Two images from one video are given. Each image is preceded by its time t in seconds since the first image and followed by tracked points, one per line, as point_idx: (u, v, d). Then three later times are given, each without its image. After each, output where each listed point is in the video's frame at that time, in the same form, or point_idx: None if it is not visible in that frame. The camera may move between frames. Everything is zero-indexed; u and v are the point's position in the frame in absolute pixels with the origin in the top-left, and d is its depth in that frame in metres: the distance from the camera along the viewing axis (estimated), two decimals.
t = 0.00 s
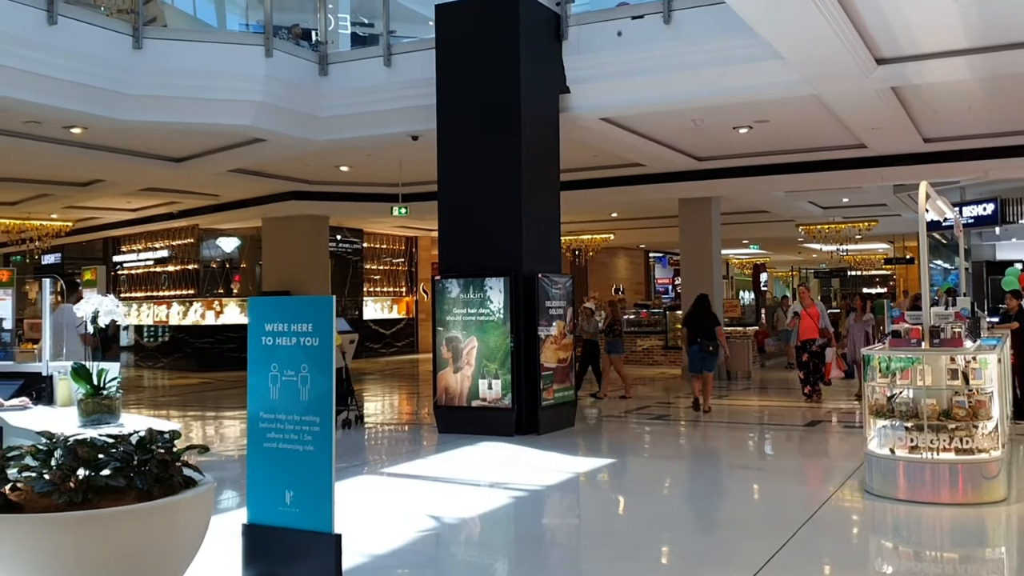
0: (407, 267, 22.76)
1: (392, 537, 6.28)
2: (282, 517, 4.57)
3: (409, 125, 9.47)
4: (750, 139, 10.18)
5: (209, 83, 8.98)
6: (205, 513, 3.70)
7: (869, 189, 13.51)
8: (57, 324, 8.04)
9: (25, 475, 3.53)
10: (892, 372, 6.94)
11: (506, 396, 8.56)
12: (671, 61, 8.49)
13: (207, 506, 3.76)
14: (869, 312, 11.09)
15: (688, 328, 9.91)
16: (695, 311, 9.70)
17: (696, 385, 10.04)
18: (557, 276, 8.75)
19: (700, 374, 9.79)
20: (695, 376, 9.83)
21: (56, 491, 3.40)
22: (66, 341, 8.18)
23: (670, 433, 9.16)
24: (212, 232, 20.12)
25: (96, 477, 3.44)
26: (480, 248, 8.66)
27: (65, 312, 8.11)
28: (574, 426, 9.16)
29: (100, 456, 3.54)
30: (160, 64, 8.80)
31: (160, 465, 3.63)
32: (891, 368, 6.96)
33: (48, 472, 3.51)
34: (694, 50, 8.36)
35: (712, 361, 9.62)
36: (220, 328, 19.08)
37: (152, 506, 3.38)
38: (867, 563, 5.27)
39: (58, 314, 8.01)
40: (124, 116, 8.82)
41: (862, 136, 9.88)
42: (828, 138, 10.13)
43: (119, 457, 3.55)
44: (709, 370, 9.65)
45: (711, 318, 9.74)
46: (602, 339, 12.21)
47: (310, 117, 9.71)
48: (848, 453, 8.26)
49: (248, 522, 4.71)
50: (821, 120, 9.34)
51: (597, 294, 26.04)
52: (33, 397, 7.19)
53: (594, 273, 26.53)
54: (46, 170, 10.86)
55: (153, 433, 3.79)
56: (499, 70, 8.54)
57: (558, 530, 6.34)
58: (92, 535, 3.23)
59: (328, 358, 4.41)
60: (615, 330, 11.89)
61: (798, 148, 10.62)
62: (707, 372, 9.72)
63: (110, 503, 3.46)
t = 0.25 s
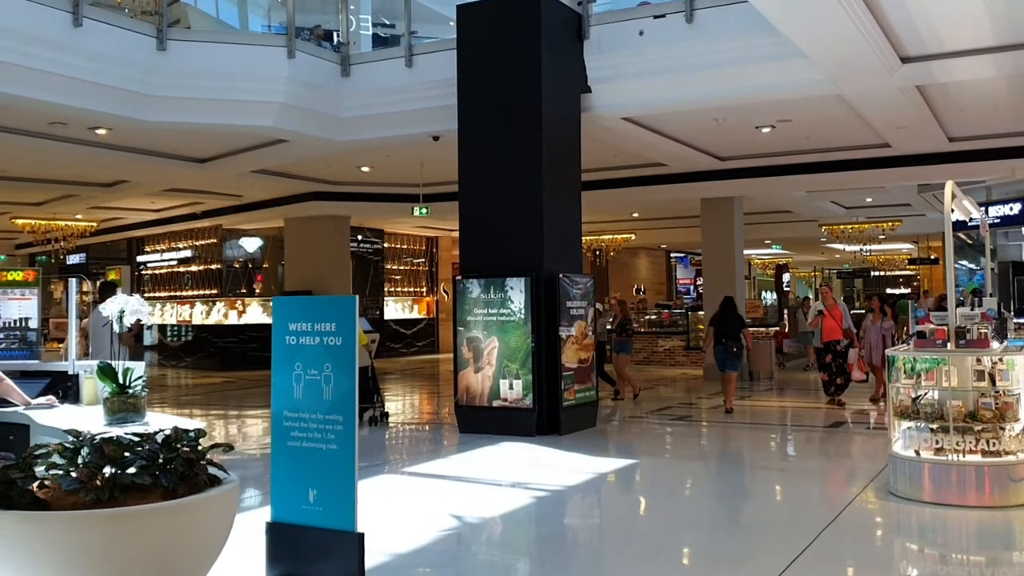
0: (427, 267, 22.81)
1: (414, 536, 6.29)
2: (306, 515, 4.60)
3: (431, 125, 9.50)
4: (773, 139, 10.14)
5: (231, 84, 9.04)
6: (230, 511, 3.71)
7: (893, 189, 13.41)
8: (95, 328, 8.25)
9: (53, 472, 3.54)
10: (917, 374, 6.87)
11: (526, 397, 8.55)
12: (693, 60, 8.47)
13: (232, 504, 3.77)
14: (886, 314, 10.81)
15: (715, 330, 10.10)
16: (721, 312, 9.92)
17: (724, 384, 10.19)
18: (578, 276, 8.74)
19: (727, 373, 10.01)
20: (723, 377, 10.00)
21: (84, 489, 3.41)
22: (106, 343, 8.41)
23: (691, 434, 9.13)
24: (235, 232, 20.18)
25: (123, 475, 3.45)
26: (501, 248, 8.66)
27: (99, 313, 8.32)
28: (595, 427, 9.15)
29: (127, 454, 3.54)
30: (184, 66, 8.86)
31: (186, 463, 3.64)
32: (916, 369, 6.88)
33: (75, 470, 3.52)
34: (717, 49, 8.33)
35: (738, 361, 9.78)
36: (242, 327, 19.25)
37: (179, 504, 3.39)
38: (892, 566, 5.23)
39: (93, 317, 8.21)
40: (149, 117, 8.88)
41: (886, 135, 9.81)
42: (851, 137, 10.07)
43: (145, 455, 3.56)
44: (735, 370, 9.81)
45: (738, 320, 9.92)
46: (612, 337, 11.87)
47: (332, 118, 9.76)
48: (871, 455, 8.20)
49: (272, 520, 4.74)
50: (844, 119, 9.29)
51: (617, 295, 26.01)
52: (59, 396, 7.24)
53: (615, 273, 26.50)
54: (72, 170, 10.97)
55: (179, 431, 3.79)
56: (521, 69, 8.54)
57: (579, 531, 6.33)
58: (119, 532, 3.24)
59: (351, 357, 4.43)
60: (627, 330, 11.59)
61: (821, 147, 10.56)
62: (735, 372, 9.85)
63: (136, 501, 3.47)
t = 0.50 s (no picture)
0: (449, 268, 22.84)
1: (438, 535, 6.30)
2: (330, 514, 4.61)
3: (454, 126, 9.52)
4: (797, 139, 10.08)
5: (254, 85, 9.08)
6: (255, 510, 3.74)
7: (919, 189, 13.30)
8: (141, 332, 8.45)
9: (82, 469, 3.58)
10: (944, 375, 6.80)
11: (549, 397, 8.54)
12: (716, 60, 8.44)
13: (256, 502, 3.81)
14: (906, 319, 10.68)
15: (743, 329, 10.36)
16: (749, 312, 10.17)
17: (751, 381, 10.47)
18: (601, 277, 8.72)
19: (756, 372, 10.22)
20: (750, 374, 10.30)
21: (111, 487, 3.45)
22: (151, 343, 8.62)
23: (714, 435, 9.10)
24: (259, 232, 20.34)
25: (149, 474, 3.49)
26: (523, 248, 8.66)
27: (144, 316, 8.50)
28: (617, 428, 9.13)
29: (154, 453, 3.59)
30: (207, 67, 8.93)
31: (212, 461, 3.67)
32: (942, 371, 6.81)
33: (102, 468, 3.57)
34: (740, 49, 8.30)
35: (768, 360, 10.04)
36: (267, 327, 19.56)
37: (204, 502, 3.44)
38: (918, 569, 5.19)
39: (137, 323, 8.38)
40: (174, 118, 8.95)
41: (911, 135, 9.74)
42: (876, 137, 10.00)
43: (171, 454, 3.59)
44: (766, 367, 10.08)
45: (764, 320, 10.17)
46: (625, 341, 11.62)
47: (355, 119, 9.80)
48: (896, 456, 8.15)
49: (296, 519, 4.75)
50: (869, 119, 9.23)
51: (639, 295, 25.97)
52: (86, 395, 7.29)
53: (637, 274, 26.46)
54: (98, 171, 11.08)
55: (205, 430, 3.83)
56: (543, 70, 8.54)
57: (601, 531, 6.32)
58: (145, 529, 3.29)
59: (375, 357, 4.44)
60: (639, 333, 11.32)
61: (846, 147, 10.49)
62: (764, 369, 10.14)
63: (163, 499, 3.51)
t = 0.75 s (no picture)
0: (469, 269, 22.87)
1: (458, 535, 6.31)
2: (351, 514, 4.62)
3: (475, 126, 9.53)
4: (819, 139, 10.03)
5: (275, 87, 9.11)
6: (278, 507, 3.81)
7: (943, 189, 13.18)
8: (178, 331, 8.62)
9: (107, 467, 3.64)
10: (970, 378, 6.71)
11: (569, 398, 8.53)
12: (738, 60, 8.41)
13: (280, 500, 3.89)
14: (922, 323, 10.54)
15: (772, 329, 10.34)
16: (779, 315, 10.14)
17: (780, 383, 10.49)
18: (622, 278, 8.70)
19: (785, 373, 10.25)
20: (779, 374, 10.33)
21: (136, 485, 3.51)
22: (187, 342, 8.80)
23: (734, 437, 9.05)
24: (281, 233, 20.43)
25: (174, 471, 3.55)
26: (543, 249, 8.66)
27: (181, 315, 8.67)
28: (637, 429, 9.11)
29: (178, 451, 3.66)
30: (231, 69, 8.98)
31: (235, 460, 3.75)
32: (968, 373, 6.72)
33: (127, 466, 3.62)
34: (763, 49, 8.27)
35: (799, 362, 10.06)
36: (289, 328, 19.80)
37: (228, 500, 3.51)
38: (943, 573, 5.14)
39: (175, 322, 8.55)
40: (197, 119, 9.01)
41: (936, 135, 9.66)
42: (900, 137, 9.93)
43: (196, 452, 3.66)
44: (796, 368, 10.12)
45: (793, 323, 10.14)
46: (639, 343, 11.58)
47: (376, 120, 9.83)
48: (920, 460, 8.07)
49: (319, 518, 4.77)
50: (892, 119, 9.16)
51: (660, 296, 25.90)
52: (111, 393, 7.36)
53: (658, 275, 26.41)
54: (121, 172, 11.18)
55: (228, 429, 3.90)
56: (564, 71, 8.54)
57: (622, 533, 6.30)
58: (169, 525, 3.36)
59: (396, 356, 4.45)
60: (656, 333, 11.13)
61: (869, 147, 10.42)
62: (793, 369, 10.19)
63: (189, 496, 3.57)
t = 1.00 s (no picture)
0: (492, 268, 22.90)
1: (483, 535, 6.32)
2: (377, 513, 4.64)
3: (499, 126, 9.54)
4: (845, 138, 9.96)
5: (300, 87, 9.16)
6: (305, 505, 3.84)
7: (972, 189, 13.04)
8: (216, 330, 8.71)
9: (136, 464, 3.66)
10: (1000, 379, 6.60)
11: (593, 399, 8.51)
12: (764, 58, 8.37)
13: (307, 498, 3.91)
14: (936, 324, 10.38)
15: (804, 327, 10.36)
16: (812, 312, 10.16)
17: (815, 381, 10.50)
18: (646, 278, 8.67)
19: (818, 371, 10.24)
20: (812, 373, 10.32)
21: (165, 483, 3.55)
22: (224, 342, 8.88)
23: (759, 438, 9.00)
24: (305, 232, 20.49)
25: (202, 470, 3.58)
26: (567, 249, 8.65)
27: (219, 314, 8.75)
28: (662, 430, 9.08)
29: (206, 449, 3.69)
30: (258, 71, 9.04)
31: (262, 458, 3.78)
32: (998, 375, 6.61)
33: (155, 464, 3.66)
34: (789, 47, 8.22)
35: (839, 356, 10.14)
36: (315, 327, 19.95)
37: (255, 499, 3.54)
38: None
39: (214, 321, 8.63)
40: (223, 119, 9.07)
41: (964, 133, 9.55)
42: (927, 136, 9.84)
43: (224, 450, 3.68)
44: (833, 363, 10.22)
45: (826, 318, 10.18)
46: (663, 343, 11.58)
47: (401, 120, 9.86)
48: (949, 462, 8.00)
49: (344, 517, 4.79)
50: (920, 118, 9.08)
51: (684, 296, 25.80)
52: (140, 391, 7.45)
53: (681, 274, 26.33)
54: (148, 173, 11.29)
55: (255, 427, 3.94)
56: (588, 70, 8.53)
57: (646, 533, 6.29)
58: (197, 524, 3.40)
59: (421, 356, 4.46)
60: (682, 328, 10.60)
61: (897, 146, 10.33)
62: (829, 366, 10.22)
63: (217, 494, 3.59)
